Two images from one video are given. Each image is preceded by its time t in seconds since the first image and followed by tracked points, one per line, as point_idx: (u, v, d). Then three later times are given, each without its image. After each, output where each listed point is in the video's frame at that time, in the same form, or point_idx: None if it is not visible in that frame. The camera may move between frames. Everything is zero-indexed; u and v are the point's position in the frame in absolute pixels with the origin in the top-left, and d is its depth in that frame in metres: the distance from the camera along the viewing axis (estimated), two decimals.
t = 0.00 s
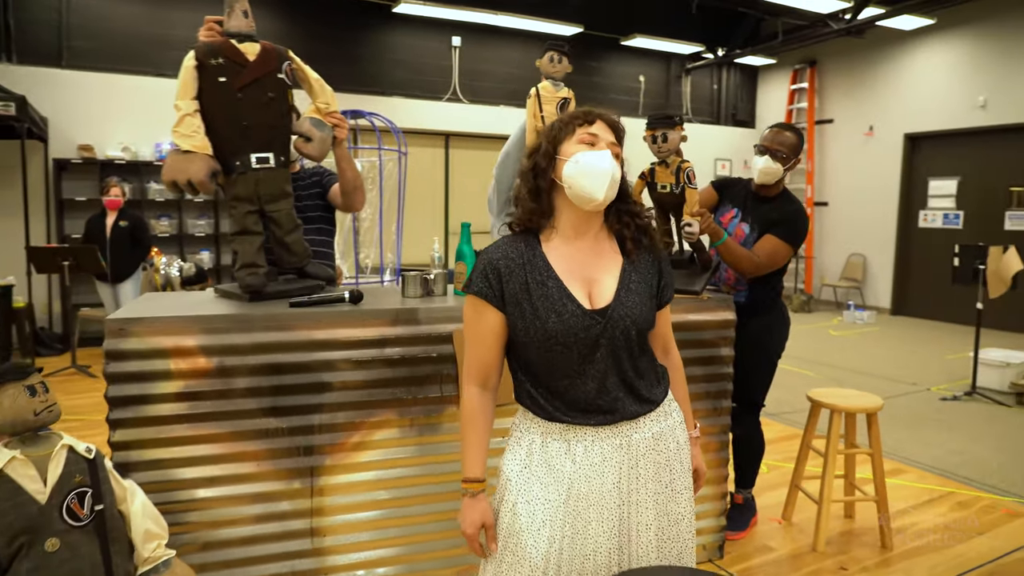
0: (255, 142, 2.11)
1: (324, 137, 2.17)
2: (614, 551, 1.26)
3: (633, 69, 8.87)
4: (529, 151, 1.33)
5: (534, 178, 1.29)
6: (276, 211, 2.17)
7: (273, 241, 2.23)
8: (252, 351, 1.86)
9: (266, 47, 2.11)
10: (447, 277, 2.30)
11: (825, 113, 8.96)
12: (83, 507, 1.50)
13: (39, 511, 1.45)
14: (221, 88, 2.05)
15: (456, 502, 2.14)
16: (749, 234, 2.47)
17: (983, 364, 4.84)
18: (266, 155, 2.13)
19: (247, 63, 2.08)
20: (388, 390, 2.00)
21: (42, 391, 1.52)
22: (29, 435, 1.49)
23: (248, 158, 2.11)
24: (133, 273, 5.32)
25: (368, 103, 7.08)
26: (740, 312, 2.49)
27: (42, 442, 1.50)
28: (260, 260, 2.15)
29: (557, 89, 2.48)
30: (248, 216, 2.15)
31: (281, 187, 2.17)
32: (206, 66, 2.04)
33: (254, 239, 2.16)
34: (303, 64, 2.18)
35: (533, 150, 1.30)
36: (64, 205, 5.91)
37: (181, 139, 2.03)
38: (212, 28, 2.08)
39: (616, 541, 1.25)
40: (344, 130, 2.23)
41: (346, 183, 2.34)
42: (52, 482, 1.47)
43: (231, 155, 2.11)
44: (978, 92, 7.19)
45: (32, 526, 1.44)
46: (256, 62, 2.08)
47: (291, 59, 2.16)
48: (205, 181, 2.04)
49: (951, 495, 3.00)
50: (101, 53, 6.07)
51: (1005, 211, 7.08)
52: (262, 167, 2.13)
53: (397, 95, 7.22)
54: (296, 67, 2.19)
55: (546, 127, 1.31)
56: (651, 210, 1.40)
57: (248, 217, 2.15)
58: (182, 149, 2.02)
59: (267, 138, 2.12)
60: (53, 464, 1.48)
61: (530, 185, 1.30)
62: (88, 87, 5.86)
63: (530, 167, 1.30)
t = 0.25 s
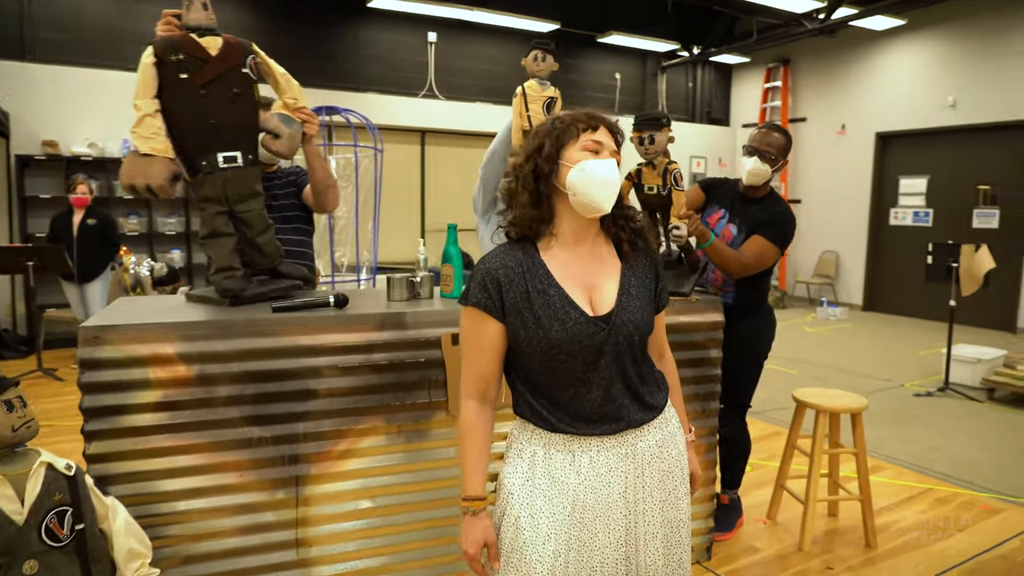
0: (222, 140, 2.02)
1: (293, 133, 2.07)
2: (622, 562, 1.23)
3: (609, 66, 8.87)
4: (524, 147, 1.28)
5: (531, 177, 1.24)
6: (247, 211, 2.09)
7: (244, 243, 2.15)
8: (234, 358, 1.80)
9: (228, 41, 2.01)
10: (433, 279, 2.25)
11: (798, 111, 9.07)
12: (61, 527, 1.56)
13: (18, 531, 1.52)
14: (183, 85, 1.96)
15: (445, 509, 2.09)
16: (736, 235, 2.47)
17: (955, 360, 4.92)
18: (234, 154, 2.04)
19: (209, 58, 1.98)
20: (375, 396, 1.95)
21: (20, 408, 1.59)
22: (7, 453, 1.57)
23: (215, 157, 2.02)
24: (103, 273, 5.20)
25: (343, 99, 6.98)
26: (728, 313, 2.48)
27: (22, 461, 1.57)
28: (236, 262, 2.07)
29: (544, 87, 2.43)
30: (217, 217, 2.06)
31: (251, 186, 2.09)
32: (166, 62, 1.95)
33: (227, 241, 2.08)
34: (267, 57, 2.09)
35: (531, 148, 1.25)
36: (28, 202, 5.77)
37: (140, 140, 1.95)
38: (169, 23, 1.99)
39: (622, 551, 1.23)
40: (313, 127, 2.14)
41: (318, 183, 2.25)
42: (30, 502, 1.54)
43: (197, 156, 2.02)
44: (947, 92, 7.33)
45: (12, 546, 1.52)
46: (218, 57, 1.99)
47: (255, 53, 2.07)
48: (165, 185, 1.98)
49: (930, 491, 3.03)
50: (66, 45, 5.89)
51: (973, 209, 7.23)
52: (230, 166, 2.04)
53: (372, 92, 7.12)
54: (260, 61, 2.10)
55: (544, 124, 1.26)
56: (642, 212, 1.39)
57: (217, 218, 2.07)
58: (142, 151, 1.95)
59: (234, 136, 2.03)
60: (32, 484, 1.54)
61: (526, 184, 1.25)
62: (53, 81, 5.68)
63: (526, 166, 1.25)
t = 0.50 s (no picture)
0: (192, 145, 1.93)
1: (266, 136, 2.12)
2: None
3: (586, 66, 8.89)
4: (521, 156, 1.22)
5: (534, 189, 1.19)
6: (221, 219, 1.99)
7: (218, 251, 2.05)
8: (218, 370, 1.75)
9: (195, 42, 1.94)
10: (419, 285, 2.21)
11: (773, 112, 9.14)
12: (39, 552, 1.50)
13: None
14: (148, 88, 1.87)
15: (435, 521, 2.06)
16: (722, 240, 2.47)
17: (929, 359, 5.01)
18: (204, 158, 1.95)
19: (175, 60, 1.90)
20: (362, 407, 1.91)
21: None
22: None
23: (184, 162, 1.93)
24: (70, 275, 5.01)
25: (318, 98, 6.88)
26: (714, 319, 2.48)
27: None
28: (213, 271, 1.99)
29: (529, 92, 2.42)
30: (190, 224, 1.97)
31: (225, 191, 2.00)
32: (129, 64, 1.86)
33: (202, 248, 2.00)
34: (238, 58, 2.02)
35: (532, 158, 1.19)
36: None
37: (100, 146, 1.85)
38: (134, 23, 1.93)
39: (620, 567, 1.20)
40: (287, 129, 2.14)
41: (290, 188, 2.20)
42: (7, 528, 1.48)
43: (165, 162, 1.93)
44: (918, 93, 7.45)
45: None
46: (185, 58, 1.91)
47: (224, 54, 2.00)
48: (123, 194, 1.90)
49: (910, 491, 3.07)
50: (32, 42, 5.72)
51: (943, 209, 7.37)
52: (201, 171, 1.95)
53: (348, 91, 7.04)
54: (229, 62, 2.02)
55: (543, 134, 1.21)
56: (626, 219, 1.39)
57: (191, 225, 1.98)
58: (100, 157, 1.85)
59: (203, 140, 1.94)
60: (7, 508, 1.49)
61: (527, 196, 1.20)
62: (17, 80, 5.52)
63: (527, 176, 1.19)
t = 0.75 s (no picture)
0: (170, 154, 1.87)
1: (247, 143, 2.00)
2: None
3: (564, 69, 8.92)
4: (517, 171, 1.18)
5: (531, 207, 1.16)
6: (199, 229, 1.94)
7: (197, 261, 2.00)
8: (200, 386, 1.71)
9: (173, 48, 1.86)
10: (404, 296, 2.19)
11: (748, 114, 9.23)
12: None
13: None
14: (125, 96, 1.80)
15: (421, 534, 2.04)
16: (706, 248, 2.48)
17: (903, 360, 5.09)
18: (183, 168, 1.89)
19: (153, 67, 1.82)
20: (348, 421, 1.88)
21: None
22: None
23: (163, 172, 1.87)
24: (41, 283, 4.89)
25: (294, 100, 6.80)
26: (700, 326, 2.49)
27: None
28: (193, 282, 1.92)
29: (513, 99, 2.39)
30: (168, 234, 1.92)
31: (204, 201, 1.94)
32: (104, 71, 1.78)
33: (182, 259, 1.93)
34: (216, 65, 1.96)
35: (531, 176, 1.16)
36: None
37: (72, 155, 1.80)
38: (108, 28, 1.83)
39: None
40: (267, 137, 2.07)
41: (270, 197, 2.16)
42: None
43: (142, 172, 1.86)
44: (890, 97, 7.58)
45: None
46: (163, 66, 1.83)
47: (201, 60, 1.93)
48: (97, 206, 1.86)
49: (889, 493, 3.11)
50: None
51: (914, 211, 7.51)
52: (179, 181, 1.89)
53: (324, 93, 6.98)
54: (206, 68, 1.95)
55: (541, 150, 1.18)
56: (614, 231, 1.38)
57: (170, 235, 1.92)
58: (73, 167, 1.81)
59: (182, 149, 1.88)
60: None
61: (523, 213, 1.17)
62: None
63: (525, 193, 1.16)
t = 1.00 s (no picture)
0: (140, 165, 1.81)
1: (218, 151, 1.96)
2: None
3: (541, 75, 8.95)
4: (512, 192, 1.13)
5: (527, 232, 1.12)
6: (172, 241, 1.87)
7: (171, 273, 1.92)
8: (178, 405, 1.66)
9: (139, 56, 1.81)
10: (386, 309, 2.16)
11: (723, 121, 9.30)
12: None
13: None
14: (91, 107, 1.76)
15: (407, 552, 2.01)
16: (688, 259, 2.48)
17: (879, 365, 5.16)
18: (154, 179, 1.83)
19: (119, 76, 1.78)
20: (331, 438, 1.85)
21: None
22: None
23: (133, 184, 1.81)
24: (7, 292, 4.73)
25: (270, 106, 6.72)
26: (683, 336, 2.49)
27: None
28: (169, 296, 1.85)
29: (491, 109, 2.41)
30: (141, 249, 1.84)
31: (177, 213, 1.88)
32: (69, 82, 1.73)
33: (157, 273, 1.86)
34: (185, 72, 1.92)
35: (527, 201, 1.11)
36: None
37: (43, 170, 1.74)
38: (70, 35, 1.78)
39: None
40: (240, 143, 2.02)
41: (248, 205, 2.12)
42: None
43: (111, 185, 1.80)
44: (862, 105, 7.70)
45: None
46: (130, 74, 1.79)
47: (170, 68, 1.88)
48: (84, 219, 1.79)
49: (869, 499, 3.14)
50: None
51: (886, 217, 7.64)
52: (150, 193, 1.83)
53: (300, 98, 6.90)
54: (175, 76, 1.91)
55: (536, 171, 1.13)
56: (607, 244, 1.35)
57: (141, 249, 1.84)
58: (46, 183, 1.75)
59: (152, 160, 1.83)
60: None
61: (519, 237, 1.12)
62: None
63: (520, 217, 1.12)
